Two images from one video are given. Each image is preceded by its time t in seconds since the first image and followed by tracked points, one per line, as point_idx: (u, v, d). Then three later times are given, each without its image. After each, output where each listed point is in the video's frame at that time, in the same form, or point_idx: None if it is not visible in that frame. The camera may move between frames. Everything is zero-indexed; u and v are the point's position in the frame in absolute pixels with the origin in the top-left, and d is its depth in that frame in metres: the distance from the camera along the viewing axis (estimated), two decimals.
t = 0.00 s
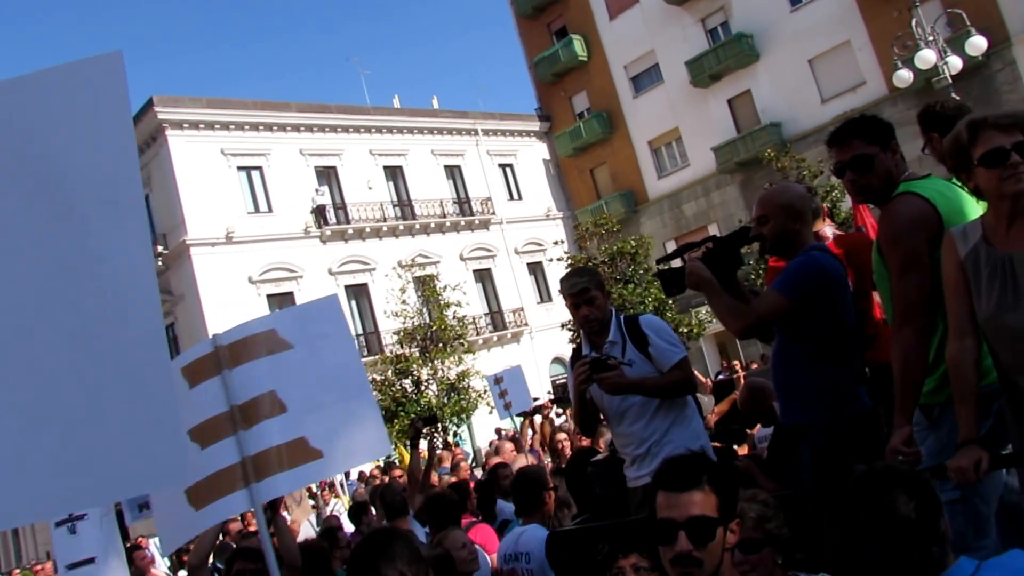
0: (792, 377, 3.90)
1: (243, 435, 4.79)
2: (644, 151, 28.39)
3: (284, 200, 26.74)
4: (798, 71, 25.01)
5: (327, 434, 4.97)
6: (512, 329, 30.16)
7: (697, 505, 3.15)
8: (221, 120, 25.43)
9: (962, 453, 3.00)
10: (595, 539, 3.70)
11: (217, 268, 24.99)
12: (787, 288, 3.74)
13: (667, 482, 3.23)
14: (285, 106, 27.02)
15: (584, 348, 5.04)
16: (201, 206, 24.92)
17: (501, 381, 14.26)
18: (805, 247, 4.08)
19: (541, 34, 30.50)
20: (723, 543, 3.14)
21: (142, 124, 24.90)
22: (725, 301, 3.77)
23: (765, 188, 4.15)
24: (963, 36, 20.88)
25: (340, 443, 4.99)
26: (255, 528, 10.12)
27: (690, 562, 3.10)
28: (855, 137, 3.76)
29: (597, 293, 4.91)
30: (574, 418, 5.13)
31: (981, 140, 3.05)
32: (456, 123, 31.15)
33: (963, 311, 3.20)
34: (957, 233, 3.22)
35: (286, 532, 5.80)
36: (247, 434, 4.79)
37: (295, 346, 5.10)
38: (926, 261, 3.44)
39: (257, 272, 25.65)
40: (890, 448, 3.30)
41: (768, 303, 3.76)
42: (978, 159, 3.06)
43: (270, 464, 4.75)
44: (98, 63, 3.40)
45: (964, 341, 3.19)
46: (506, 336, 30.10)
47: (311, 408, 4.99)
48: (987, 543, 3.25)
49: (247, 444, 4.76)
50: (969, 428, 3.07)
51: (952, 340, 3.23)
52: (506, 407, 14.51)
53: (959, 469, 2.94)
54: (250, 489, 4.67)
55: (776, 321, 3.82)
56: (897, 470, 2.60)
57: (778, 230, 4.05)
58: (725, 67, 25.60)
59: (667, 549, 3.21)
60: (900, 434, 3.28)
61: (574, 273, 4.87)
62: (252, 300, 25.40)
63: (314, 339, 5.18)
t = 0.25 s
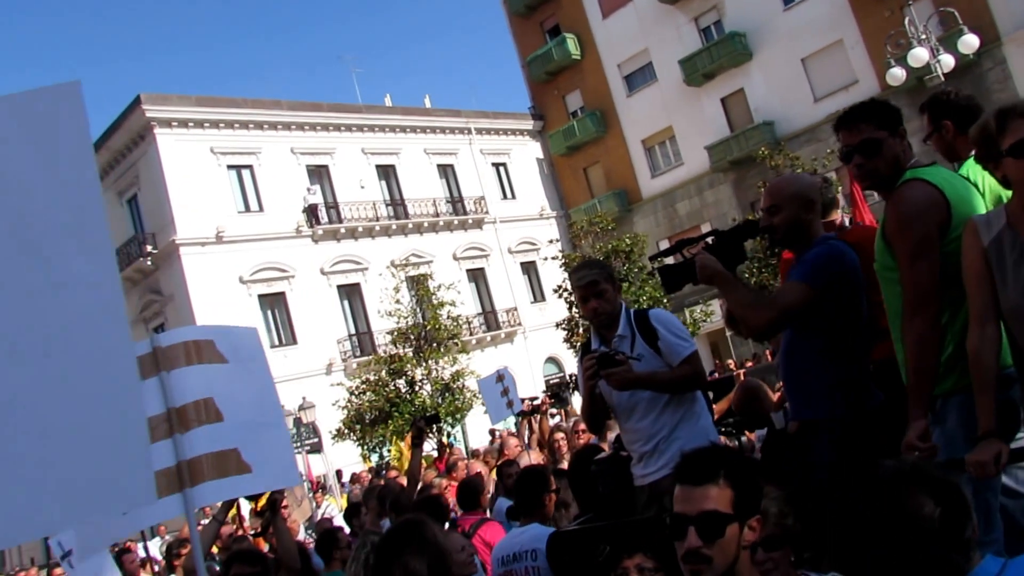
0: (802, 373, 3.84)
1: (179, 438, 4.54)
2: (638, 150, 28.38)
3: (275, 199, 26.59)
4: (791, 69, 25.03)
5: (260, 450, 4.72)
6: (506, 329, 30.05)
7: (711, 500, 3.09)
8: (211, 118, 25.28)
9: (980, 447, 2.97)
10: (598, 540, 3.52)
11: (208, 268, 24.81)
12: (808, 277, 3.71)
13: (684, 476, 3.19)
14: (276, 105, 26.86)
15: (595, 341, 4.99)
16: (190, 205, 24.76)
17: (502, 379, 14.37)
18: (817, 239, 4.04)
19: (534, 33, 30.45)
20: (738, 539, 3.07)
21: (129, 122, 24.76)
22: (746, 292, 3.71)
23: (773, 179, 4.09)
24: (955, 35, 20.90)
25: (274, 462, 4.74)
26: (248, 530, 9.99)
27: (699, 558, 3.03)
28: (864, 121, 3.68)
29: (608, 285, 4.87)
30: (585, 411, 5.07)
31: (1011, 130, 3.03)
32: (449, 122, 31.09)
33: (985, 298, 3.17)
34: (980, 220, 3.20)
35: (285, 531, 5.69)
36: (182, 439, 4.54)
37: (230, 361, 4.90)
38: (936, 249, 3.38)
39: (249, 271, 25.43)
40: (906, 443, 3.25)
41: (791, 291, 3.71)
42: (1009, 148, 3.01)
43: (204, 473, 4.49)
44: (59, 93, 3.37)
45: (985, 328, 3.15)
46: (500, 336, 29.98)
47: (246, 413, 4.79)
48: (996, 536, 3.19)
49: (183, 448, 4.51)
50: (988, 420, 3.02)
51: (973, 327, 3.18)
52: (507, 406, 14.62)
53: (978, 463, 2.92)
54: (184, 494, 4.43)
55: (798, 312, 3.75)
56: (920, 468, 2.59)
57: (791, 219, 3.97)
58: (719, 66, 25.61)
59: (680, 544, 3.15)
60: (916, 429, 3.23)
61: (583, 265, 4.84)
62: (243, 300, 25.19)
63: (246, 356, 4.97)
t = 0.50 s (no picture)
0: (808, 371, 3.81)
1: (180, 454, 5.50)
2: (632, 149, 28.33)
3: (267, 199, 26.43)
4: (785, 69, 25.02)
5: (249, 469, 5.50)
6: (500, 329, 29.93)
7: (722, 498, 2.93)
8: (201, 117, 25.12)
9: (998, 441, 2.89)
10: (598, 540, 3.31)
11: (198, 268, 24.63)
12: (822, 269, 3.71)
13: (696, 472, 3.03)
14: (267, 103, 26.69)
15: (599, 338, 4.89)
16: (179, 205, 24.58)
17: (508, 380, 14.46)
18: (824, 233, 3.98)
19: (528, 32, 30.38)
20: (749, 538, 2.90)
21: (118, 120, 24.62)
22: (767, 287, 3.68)
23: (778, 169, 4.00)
24: (948, 34, 20.89)
25: (261, 478, 5.49)
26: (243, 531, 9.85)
27: (707, 557, 2.89)
28: (872, 106, 3.62)
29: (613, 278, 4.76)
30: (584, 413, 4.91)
31: None
32: (443, 121, 31.00)
33: (1002, 292, 3.08)
34: (996, 212, 3.12)
35: (280, 534, 5.53)
36: (182, 455, 5.49)
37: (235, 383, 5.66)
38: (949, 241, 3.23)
39: (240, 272, 25.21)
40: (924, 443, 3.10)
41: (807, 284, 3.70)
42: None
43: (196, 487, 5.44)
44: None
45: (1002, 325, 3.06)
46: (494, 336, 29.85)
47: (240, 437, 5.58)
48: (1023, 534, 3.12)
49: (182, 465, 5.47)
50: (1007, 416, 2.93)
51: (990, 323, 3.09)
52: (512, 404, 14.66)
53: (995, 458, 2.84)
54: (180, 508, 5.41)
55: (814, 308, 3.72)
56: (943, 471, 2.50)
57: (799, 211, 3.90)
58: (713, 66, 25.60)
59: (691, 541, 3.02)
60: (936, 428, 3.08)
61: (589, 258, 4.72)
62: (235, 301, 25.01)
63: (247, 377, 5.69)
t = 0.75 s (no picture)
0: (812, 367, 3.75)
1: (162, 460, 5.26)
2: (629, 149, 28.25)
3: (259, 199, 26.25)
4: (780, 69, 24.96)
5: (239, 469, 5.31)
6: (495, 330, 29.83)
7: (739, 499, 2.64)
8: (192, 116, 24.95)
9: None
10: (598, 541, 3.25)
11: (189, 269, 24.45)
12: (838, 262, 3.57)
13: (708, 472, 2.75)
14: (260, 102, 26.54)
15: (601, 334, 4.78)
16: (170, 205, 24.39)
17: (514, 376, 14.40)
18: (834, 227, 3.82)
19: (523, 31, 30.29)
20: (767, 538, 2.62)
21: (108, 119, 24.43)
22: (784, 288, 3.39)
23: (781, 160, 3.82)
24: (943, 33, 20.84)
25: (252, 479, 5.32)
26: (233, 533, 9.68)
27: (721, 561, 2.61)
28: (886, 91, 3.46)
29: (617, 272, 4.63)
30: (585, 409, 4.75)
31: None
32: (437, 121, 30.92)
33: None
34: None
35: (273, 537, 5.40)
36: (166, 459, 5.26)
37: (223, 381, 5.47)
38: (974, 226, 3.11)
39: (231, 272, 25.02)
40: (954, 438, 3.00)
41: (823, 278, 3.51)
42: None
43: (185, 490, 5.21)
44: None
45: None
46: (489, 337, 29.76)
47: (226, 439, 5.35)
48: None
49: (165, 470, 5.23)
50: None
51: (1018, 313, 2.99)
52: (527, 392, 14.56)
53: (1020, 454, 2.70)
54: (163, 513, 5.16)
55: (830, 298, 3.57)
56: (978, 462, 2.41)
57: (808, 203, 3.74)
58: (708, 66, 25.53)
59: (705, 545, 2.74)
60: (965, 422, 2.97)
61: (592, 251, 4.59)
62: (226, 302, 24.83)
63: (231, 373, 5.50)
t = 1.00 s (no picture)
0: (818, 368, 3.55)
1: (142, 468, 4.81)
2: (625, 149, 28.19)
3: (252, 200, 26.09)
4: (776, 69, 24.96)
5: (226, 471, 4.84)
6: (491, 331, 29.71)
7: (751, 505, 2.47)
8: (185, 116, 24.80)
9: None
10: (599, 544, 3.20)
11: (181, 270, 24.25)
12: (854, 258, 3.32)
13: (717, 478, 2.57)
14: (253, 102, 26.41)
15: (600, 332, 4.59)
16: (162, 206, 24.22)
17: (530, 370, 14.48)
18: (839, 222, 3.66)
19: (518, 31, 30.23)
20: (785, 543, 2.45)
21: (99, 119, 24.26)
22: (793, 287, 3.25)
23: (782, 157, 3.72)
24: (939, 33, 20.85)
25: (239, 482, 4.84)
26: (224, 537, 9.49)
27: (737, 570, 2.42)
28: (908, 79, 3.25)
29: (619, 269, 4.45)
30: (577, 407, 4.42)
31: None
32: (432, 121, 30.83)
33: None
34: None
35: (262, 542, 5.27)
36: (147, 467, 4.81)
37: (208, 384, 5.01)
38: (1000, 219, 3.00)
39: (224, 274, 24.84)
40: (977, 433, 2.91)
41: (837, 276, 3.29)
42: None
43: (168, 498, 4.74)
44: None
45: None
46: (486, 338, 29.63)
47: (212, 443, 4.88)
48: None
49: (145, 477, 4.77)
50: None
51: None
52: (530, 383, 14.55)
53: None
54: (143, 523, 4.70)
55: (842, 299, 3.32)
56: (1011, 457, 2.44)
57: (812, 198, 3.59)
58: (705, 66, 25.51)
59: (717, 555, 2.55)
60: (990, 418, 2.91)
61: (593, 246, 4.43)
62: (219, 303, 24.64)
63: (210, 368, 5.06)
